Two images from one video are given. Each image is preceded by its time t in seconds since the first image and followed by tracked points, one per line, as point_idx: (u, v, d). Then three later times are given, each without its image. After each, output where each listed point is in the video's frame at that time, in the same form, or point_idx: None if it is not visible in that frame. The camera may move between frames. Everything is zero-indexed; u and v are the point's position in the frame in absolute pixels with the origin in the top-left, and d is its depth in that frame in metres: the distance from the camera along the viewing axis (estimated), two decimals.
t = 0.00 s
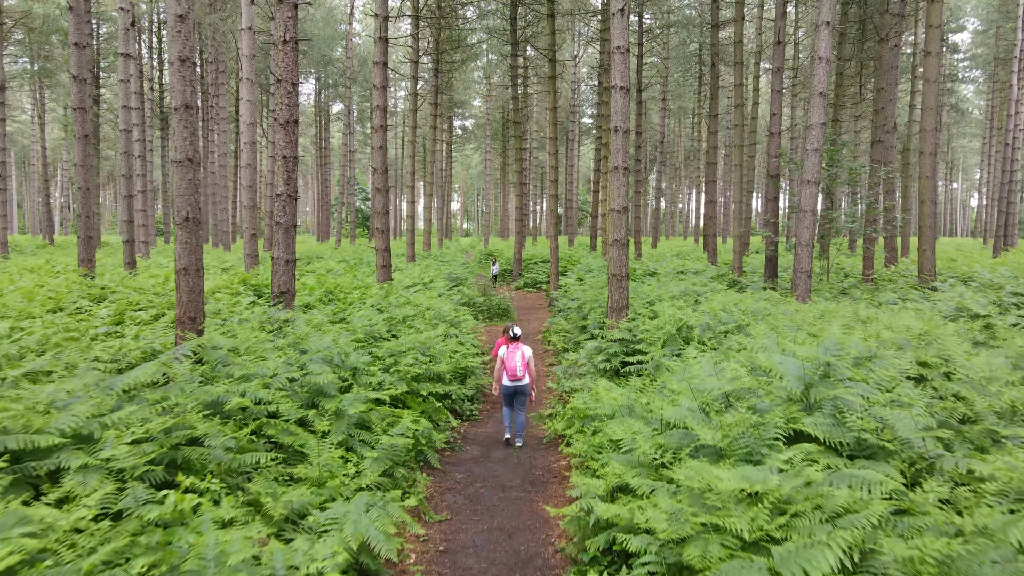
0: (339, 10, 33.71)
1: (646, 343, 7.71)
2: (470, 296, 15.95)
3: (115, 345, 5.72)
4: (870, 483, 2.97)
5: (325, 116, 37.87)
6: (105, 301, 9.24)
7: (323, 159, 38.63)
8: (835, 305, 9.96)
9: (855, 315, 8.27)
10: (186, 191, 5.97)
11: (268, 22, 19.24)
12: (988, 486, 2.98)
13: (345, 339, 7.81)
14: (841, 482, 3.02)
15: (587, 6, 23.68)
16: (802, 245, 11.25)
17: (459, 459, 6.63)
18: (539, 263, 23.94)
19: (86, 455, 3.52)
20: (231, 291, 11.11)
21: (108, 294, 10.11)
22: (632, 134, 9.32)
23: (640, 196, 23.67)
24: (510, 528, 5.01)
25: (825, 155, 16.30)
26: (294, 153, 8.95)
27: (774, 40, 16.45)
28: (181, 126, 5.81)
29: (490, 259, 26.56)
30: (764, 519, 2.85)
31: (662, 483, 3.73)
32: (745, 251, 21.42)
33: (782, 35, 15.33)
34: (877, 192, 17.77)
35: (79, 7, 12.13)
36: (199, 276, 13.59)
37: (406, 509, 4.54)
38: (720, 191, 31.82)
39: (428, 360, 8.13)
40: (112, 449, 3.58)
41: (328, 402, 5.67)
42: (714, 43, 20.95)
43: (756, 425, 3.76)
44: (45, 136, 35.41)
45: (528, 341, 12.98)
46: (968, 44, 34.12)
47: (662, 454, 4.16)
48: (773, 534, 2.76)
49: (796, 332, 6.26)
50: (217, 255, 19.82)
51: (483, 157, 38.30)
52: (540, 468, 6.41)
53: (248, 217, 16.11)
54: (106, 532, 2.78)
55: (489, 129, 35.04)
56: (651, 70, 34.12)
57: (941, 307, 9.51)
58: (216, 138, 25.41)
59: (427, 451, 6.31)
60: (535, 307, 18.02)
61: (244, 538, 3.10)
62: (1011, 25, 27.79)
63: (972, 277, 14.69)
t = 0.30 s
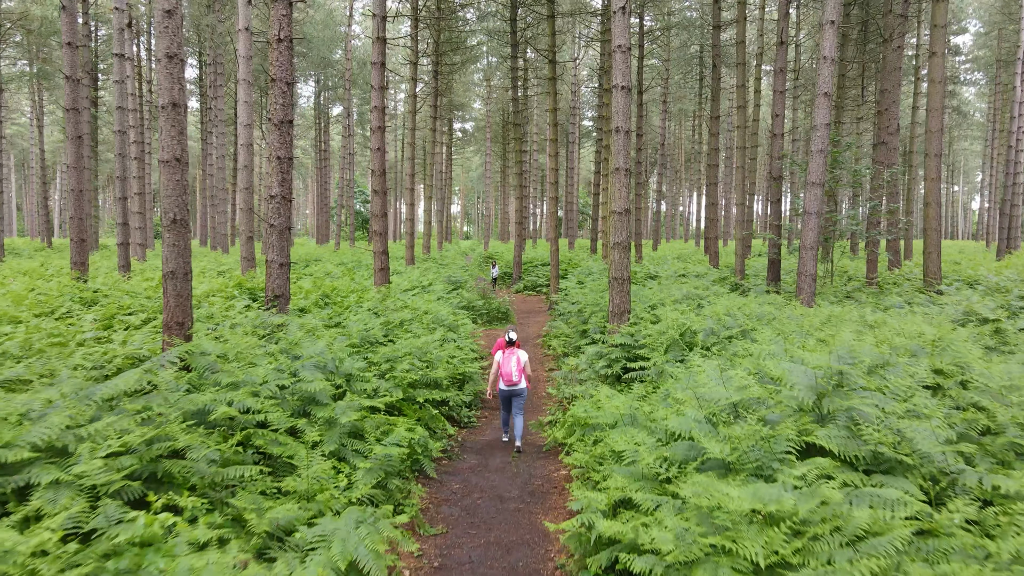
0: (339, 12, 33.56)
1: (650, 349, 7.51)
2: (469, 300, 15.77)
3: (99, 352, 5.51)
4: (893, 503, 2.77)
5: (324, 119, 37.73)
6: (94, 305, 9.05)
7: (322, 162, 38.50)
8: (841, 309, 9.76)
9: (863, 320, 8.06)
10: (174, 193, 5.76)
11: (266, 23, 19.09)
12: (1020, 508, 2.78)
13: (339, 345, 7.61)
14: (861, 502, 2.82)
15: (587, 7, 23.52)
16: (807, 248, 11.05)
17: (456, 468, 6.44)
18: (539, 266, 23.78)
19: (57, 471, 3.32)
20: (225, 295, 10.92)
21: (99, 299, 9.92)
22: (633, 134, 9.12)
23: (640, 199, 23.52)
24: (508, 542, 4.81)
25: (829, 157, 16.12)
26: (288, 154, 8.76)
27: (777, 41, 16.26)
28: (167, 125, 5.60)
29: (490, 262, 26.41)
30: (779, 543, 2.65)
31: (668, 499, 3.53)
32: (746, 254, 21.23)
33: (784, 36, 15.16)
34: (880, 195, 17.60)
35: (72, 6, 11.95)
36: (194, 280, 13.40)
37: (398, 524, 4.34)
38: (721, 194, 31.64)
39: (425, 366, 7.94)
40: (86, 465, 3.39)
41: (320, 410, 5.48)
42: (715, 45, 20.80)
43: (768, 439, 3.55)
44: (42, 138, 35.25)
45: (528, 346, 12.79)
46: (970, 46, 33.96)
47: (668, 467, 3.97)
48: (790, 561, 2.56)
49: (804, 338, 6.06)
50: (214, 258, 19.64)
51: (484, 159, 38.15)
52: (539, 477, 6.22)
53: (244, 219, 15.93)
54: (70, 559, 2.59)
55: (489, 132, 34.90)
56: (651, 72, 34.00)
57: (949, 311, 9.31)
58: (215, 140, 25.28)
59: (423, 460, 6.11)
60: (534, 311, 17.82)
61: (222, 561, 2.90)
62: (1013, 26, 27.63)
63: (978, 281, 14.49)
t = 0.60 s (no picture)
0: (339, 13, 33.41)
1: (653, 353, 7.29)
2: (468, 302, 15.57)
3: (79, 358, 5.31)
4: (921, 527, 2.55)
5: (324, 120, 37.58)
6: (84, 308, 8.83)
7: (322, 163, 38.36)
8: (848, 312, 9.54)
9: (872, 325, 7.84)
10: (159, 193, 5.53)
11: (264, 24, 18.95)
12: None
13: (333, 349, 7.39)
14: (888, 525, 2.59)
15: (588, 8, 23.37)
16: (813, 249, 10.81)
17: (453, 478, 6.22)
18: (540, 268, 23.60)
19: (20, 490, 3.11)
20: (219, 297, 10.71)
21: (89, 301, 9.71)
22: (635, 133, 8.90)
23: (642, 200, 23.35)
24: (505, 559, 4.60)
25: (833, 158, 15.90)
26: (282, 153, 8.54)
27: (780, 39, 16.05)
28: (153, 122, 5.37)
29: (491, 263, 26.24)
30: (796, 569, 2.43)
31: (674, 518, 3.32)
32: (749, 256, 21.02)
33: (788, 35, 14.95)
34: (885, 196, 17.41)
35: (64, 5, 11.75)
36: (190, 282, 13.21)
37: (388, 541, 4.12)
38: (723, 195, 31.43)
39: (422, 371, 7.73)
40: (51, 481, 3.17)
41: (311, 419, 5.28)
42: (718, 45, 20.61)
43: (780, 453, 3.33)
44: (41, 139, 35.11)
45: (528, 349, 12.59)
46: (974, 47, 33.72)
47: (674, 482, 3.76)
48: None
49: (813, 344, 5.83)
50: (211, 260, 19.46)
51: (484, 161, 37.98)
52: (538, 487, 5.99)
53: (241, 221, 15.74)
54: None
55: (490, 133, 34.74)
56: (653, 74, 33.85)
57: (960, 314, 9.06)
58: (214, 142, 25.15)
59: (419, 469, 5.90)
60: (535, 313, 17.63)
61: None
62: (1017, 27, 27.42)
63: (986, 283, 14.24)
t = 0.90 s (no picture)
0: (339, 13, 33.22)
1: (657, 359, 7.04)
2: (469, 304, 15.34)
3: (57, 364, 5.09)
4: (956, 557, 2.32)
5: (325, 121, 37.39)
6: (73, 311, 8.61)
7: (323, 164, 38.18)
8: (857, 315, 9.27)
9: (884, 328, 7.58)
10: (144, 191, 5.33)
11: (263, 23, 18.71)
12: None
13: (327, 354, 7.16)
14: (918, 555, 2.36)
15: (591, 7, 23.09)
16: (821, 251, 10.55)
17: (450, 488, 5.99)
18: (542, 269, 23.35)
19: None
20: (214, 299, 10.49)
21: (80, 304, 9.48)
22: (639, 131, 8.66)
23: (645, 200, 23.10)
24: None
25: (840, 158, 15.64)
26: (276, 151, 8.32)
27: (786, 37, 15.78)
28: (135, 117, 5.18)
29: (492, 265, 26.03)
30: None
31: (682, 540, 3.08)
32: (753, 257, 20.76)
33: (795, 32, 14.68)
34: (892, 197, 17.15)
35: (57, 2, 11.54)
36: (185, 284, 12.97)
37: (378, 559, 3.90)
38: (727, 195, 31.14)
39: (419, 376, 7.50)
40: (10, 502, 2.95)
41: (300, 427, 5.05)
42: (722, 44, 20.38)
43: (798, 470, 3.10)
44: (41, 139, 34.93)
45: (529, 352, 12.36)
46: (980, 46, 33.38)
47: (682, 499, 3.52)
48: None
49: (826, 351, 5.58)
50: (209, 261, 19.24)
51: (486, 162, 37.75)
52: (538, 498, 5.76)
53: (238, 221, 15.51)
54: None
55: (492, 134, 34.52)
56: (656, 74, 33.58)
57: (973, 317, 8.80)
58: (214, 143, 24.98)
59: (413, 479, 5.67)
60: (537, 315, 17.38)
61: None
62: None
63: (996, 286, 13.98)
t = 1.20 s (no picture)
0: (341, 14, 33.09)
1: (663, 363, 6.77)
2: (470, 306, 15.10)
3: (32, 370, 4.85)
4: None
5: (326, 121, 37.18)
6: (60, 314, 8.38)
7: (324, 165, 37.96)
8: (868, 318, 8.99)
9: (897, 333, 7.30)
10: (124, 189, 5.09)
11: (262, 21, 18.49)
12: None
13: (319, 359, 6.91)
14: None
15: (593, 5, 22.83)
16: (830, 251, 10.26)
17: (446, 500, 5.72)
18: (544, 270, 23.10)
19: None
20: (208, 301, 10.25)
21: (69, 306, 9.25)
22: (643, 128, 8.39)
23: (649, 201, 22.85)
24: None
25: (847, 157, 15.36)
26: (269, 149, 8.09)
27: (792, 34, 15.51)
28: (114, 110, 4.94)
29: (495, 266, 25.84)
30: None
31: (691, 568, 2.82)
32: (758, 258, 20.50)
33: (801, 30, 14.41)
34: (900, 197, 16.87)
35: None
36: (180, 285, 12.75)
37: None
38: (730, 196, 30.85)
39: (415, 381, 7.26)
40: None
41: (286, 437, 4.79)
42: (726, 42, 20.13)
43: (818, 491, 2.83)
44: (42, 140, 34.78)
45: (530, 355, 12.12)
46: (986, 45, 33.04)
47: (691, 519, 3.26)
48: None
49: (841, 357, 5.31)
50: (208, 263, 19.02)
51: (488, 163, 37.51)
52: (538, 511, 5.49)
53: (236, 222, 15.29)
54: None
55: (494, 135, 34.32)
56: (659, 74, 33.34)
57: (989, 321, 8.51)
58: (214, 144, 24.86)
59: (407, 491, 5.41)
60: (539, 317, 17.13)
61: None
62: None
63: (1007, 288, 13.69)
